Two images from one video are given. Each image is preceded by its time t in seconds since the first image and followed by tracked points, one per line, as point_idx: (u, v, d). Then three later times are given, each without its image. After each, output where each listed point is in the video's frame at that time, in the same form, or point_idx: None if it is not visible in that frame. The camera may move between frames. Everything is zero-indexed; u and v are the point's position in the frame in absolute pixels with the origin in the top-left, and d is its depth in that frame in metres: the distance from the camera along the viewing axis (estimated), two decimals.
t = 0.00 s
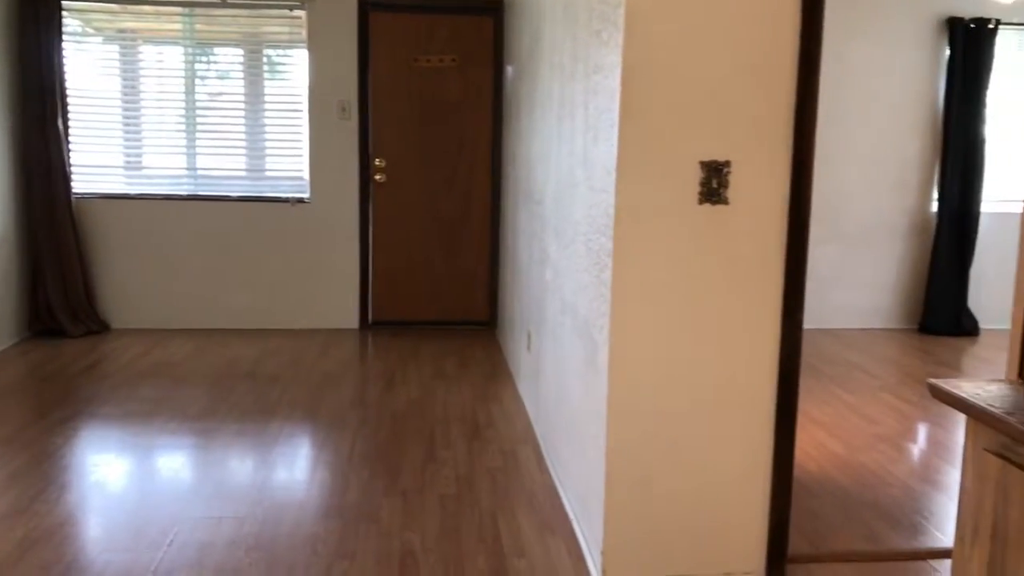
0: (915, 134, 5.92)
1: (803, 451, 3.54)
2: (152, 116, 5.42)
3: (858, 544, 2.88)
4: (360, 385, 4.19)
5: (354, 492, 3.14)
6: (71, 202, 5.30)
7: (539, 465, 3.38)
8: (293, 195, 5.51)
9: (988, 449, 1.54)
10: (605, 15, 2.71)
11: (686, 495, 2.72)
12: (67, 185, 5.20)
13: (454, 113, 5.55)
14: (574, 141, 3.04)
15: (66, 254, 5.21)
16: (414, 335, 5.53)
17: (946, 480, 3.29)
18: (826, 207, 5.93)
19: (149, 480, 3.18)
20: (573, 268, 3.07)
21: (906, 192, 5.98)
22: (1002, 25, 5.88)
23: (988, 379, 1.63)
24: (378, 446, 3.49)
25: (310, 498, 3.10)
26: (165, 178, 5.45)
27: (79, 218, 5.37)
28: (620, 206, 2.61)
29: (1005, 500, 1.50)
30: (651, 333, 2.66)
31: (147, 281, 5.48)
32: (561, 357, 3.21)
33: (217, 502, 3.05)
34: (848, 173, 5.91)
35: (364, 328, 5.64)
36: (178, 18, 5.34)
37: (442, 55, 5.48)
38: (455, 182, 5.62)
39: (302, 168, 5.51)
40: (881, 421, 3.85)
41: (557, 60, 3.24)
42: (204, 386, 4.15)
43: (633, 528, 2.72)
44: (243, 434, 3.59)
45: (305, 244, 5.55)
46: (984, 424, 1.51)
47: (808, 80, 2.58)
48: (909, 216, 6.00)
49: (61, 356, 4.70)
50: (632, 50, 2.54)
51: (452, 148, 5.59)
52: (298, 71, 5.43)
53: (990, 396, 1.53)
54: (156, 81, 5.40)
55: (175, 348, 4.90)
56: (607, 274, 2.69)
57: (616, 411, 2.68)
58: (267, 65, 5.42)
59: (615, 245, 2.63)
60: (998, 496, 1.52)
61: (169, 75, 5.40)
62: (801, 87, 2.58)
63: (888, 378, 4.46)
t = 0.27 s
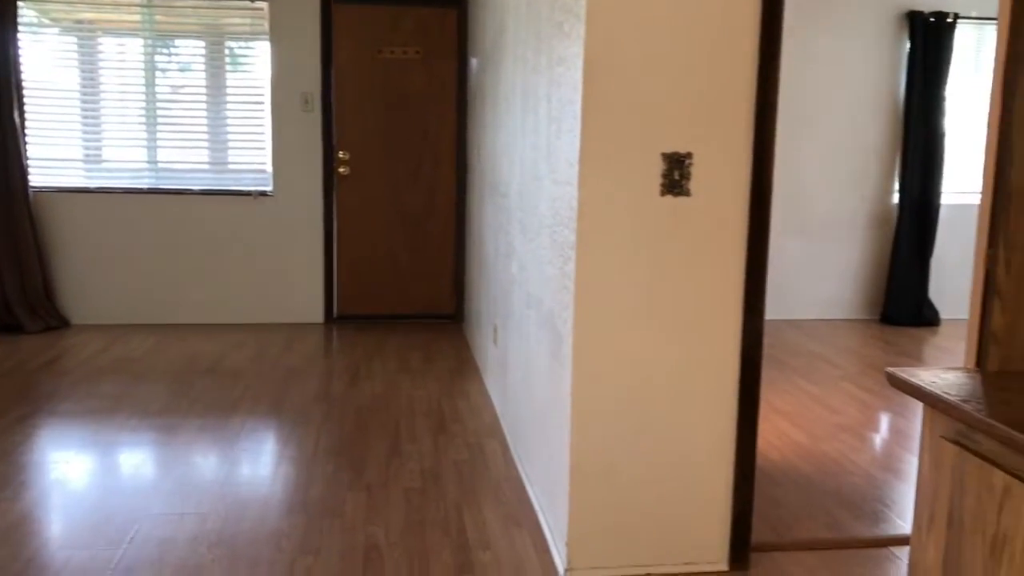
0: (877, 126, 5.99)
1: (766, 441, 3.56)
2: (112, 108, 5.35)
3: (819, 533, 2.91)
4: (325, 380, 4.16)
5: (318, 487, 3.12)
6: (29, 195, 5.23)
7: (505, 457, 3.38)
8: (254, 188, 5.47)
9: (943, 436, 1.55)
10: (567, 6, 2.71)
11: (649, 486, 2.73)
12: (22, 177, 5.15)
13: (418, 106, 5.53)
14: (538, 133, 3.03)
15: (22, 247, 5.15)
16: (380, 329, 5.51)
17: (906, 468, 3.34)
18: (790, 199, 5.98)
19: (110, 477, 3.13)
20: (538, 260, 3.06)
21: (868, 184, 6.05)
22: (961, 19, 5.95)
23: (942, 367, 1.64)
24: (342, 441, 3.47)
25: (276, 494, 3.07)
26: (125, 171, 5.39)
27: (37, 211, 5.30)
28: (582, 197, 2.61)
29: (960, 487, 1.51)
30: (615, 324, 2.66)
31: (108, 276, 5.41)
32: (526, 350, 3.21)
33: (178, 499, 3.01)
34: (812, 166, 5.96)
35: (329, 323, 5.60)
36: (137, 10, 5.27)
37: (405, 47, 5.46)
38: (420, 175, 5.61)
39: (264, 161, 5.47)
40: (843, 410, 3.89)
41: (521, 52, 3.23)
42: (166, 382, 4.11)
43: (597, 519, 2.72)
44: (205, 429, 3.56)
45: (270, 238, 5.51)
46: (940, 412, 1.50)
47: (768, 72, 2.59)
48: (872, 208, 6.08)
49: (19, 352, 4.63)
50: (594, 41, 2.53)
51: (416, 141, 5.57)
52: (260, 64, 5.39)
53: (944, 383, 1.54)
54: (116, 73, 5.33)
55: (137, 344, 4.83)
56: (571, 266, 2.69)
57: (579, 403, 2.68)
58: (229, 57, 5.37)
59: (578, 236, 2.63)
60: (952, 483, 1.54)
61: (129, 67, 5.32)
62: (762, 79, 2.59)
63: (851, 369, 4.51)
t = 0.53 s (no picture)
0: (843, 121, 6.03)
1: (732, 435, 3.57)
2: (70, 100, 5.26)
3: (785, 526, 2.92)
4: (290, 376, 4.11)
5: (283, 484, 3.08)
6: None
7: (472, 453, 3.36)
8: (216, 181, 5.40)
9: (903, 427, 1.53)
10: None
11: (615, 480, 2.72)
12: None
13: (383, 97, 5.49)
14: (504, 125, 3.00)
15: None
16: (347, 323, 5.46)
17: (870, 460, 3.35)
18: (758, 193, 6.00)
19: (70, 477, 3.07)
20: (504, 254, 3.04)
21: (834, 178, 6.09)
22: (925, 13, 6.01)
23: (904, 358, 1.62)
24: (307, 438, 3.43)
25: (240, 492, 3.03)
26: (84, 164, 5.31)
27: None
28: (547, 190, 2.59)
29: (920, 480, 1.49)
30: (580, 317, 2.65)
31: (69, 271, 5.32)
32: (493, 345, 3.18)
33: (140, 497, 2.96)
34: (779, 159, 5.99)
35: (294, 318, 5.54)
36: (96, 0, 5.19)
37: (371, 38, 5.41)
38: (385, 168, 5.56)
39: (226, 154, 5.41)
40: (809, 403, 3.91)
41: (487, 44, 3.20)
42: (127, 379, 4.04)
43: (563, 514, 2.70)
44: (167, 427, 3.50)
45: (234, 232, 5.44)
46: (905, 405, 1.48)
47: (733, 64, 2.58)
48: (839, 202, 6.12)
49: None
50: (559, 33, 2.51)
51: (382, 133, 5.53)
52: (222, 55, 5.34)
53: (907, 376, 1.51)
54: (74, 64, 5.24)
55: (97, 340, 4.75)
56: (537, 259, 2.67)
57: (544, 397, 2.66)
58: (191, 48, 5.31)
59: (543, 230, 2.61)
60: (912, 477, 1.51)
61: (87, 58, 5.24)
62: (728, 71, 2.58)
63: (818, 361, 4.53)
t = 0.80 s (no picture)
0: (813, 116, 6.08)
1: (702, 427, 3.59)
2: (35, 93, 5.19)
3: (754, 518, 2.94)
4: (259, 371, 4.08)
5: (252, 480, 3.06)
6: None
7: (443, 447, 3.36)
8: (184, 175, 5.36)
9: (868, 419, 1.61)
10: None
11: (584, 474, 2.72)
12: None
13: (354, 91, 5.46)
14: (474, 119, 2.99)
15: None
16: (318, 318, 5.44)
17: (837, 453, 3.39)
18: (729, 188, 6.03)
19: (34, 474, 3.03)
20: (474, 248, 3.03)
21: (804, 172, 6.14)
22: (893, 9, 6.07)
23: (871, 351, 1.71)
24: (277, 434, 3.41)
25: (209, 488, 3.00)
26: (50, 158, 5.25)
27: None
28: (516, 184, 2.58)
29: (884, 471, 1.56)
30: (550, 311, 2.65)
31: (35, 265, 5.26)
32: (464, 340, 3.17)
33: (107, 494, 2.92)
34: (751, 154, 6.02)
35: (263, 313, 5.51)
36: None
37: (342, 31, 5.38)
38: (356, 161, 5.54)
39: (194, 147, 5.37)
40: (778, 396, 3.94)
41: (457, 37, 3.19)
42: (94, 374, 3.99)
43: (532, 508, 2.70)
44: (134, 423, 3.47)
45: (203, 227, 5.40)
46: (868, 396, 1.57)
47: (702, 58, 2.59)
48: (810, 197, 6.17)
49: None
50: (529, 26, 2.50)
51: (353, 127, 5.50)
52: (190, 47, 5.27)
53: (872, 369, 1.59)
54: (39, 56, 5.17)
55: (64, 335, 4.70)
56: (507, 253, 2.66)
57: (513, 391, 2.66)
58: (159, 40, 5.24)
59: (513, 224, 2.60)
60: (877, 469, 1.58)
61: (52, 50, 5.17)
62: (697, 65, 2.59)
63: (788, 355, 4.57)
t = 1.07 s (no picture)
0: (786, 110, 6.11)
1: (674, 419, 3.61)
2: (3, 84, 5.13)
3: (726, 509, 2.95)
4: (231, 365, 4.06)
5: (224, 473, 3.05)
6: None
7: (415, 440, 3.36)
8: (155, 167, 5.32)
9: (837, 410, 1.62)
10: None
11: (557, 467, 2.72)
12: None
13: (327, 82, 5.44)
14: (446, 111, 2.98)
15: None
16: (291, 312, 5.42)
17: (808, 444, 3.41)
18: (703, 181, 6.05)
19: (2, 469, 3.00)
20: (447, 241, 3.02)
21: (778, 167, 6.17)
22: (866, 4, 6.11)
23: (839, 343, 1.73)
24: (249, 427, 3.39)
25: (180, 482, 2.98)
26: (18, 149, 5.19)
27: None
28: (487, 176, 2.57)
29: (852, 460, 1.57)
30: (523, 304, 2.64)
31: (5, 258, 5.21)
32: (436, 332, 3.17)
33: (78, 489, 2.90)
34: (725, 148, 6.05)
35: (236, 306, 5.48)
36: None
37: (315, 22, 5.35)
38: (329, 154, 5.51)
39: (165, 139, 5.33)
40: (750, 388, 3.96)
41: (429, 29, 3.17)
42: (64, 369, 3.95)
43: (505, 500, 2.70)
44: (105, 417, 3.44)
45: (175, 219, 5.36)
46: (836, 387, 1.58)
47: (674, 51, 2.59)
48: (784, 191, 6.20)
49: None
50: (500, 18, 2.49)
51: (326, 118, 5.48)
52: (162, 38, 5.23)
53: (840, 360, 1.61)
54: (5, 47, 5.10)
55: (34, 329, 4.65)
56: (479, 245, 2.65)
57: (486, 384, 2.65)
58: (130, 30, 5.19)
59: (485, 216, 2.59)
60: (844, 458, 1.59)
61: (19, 40, 5.10)
62: (668, 57, 2.59)
63: (760, 347, 4.60)
